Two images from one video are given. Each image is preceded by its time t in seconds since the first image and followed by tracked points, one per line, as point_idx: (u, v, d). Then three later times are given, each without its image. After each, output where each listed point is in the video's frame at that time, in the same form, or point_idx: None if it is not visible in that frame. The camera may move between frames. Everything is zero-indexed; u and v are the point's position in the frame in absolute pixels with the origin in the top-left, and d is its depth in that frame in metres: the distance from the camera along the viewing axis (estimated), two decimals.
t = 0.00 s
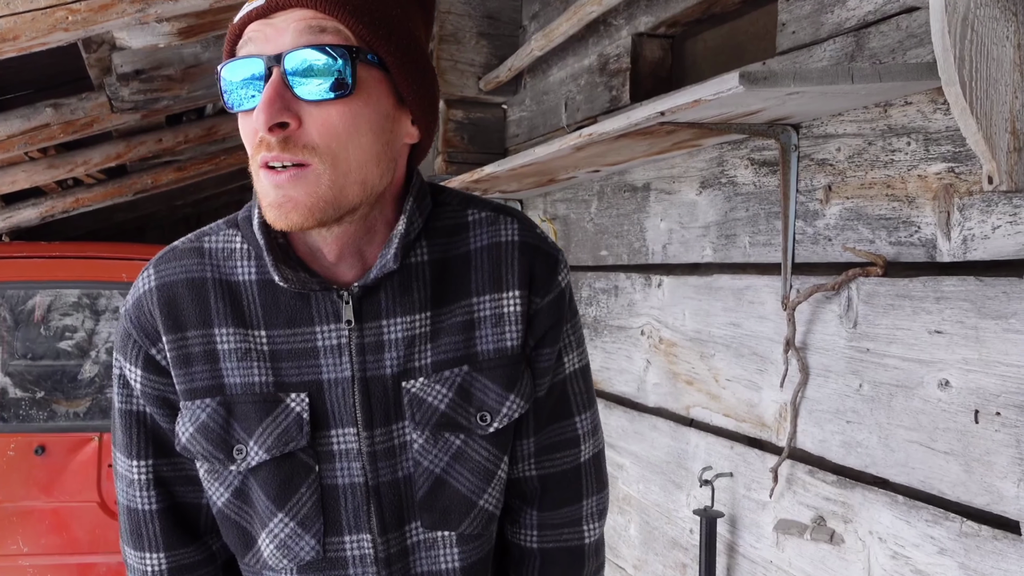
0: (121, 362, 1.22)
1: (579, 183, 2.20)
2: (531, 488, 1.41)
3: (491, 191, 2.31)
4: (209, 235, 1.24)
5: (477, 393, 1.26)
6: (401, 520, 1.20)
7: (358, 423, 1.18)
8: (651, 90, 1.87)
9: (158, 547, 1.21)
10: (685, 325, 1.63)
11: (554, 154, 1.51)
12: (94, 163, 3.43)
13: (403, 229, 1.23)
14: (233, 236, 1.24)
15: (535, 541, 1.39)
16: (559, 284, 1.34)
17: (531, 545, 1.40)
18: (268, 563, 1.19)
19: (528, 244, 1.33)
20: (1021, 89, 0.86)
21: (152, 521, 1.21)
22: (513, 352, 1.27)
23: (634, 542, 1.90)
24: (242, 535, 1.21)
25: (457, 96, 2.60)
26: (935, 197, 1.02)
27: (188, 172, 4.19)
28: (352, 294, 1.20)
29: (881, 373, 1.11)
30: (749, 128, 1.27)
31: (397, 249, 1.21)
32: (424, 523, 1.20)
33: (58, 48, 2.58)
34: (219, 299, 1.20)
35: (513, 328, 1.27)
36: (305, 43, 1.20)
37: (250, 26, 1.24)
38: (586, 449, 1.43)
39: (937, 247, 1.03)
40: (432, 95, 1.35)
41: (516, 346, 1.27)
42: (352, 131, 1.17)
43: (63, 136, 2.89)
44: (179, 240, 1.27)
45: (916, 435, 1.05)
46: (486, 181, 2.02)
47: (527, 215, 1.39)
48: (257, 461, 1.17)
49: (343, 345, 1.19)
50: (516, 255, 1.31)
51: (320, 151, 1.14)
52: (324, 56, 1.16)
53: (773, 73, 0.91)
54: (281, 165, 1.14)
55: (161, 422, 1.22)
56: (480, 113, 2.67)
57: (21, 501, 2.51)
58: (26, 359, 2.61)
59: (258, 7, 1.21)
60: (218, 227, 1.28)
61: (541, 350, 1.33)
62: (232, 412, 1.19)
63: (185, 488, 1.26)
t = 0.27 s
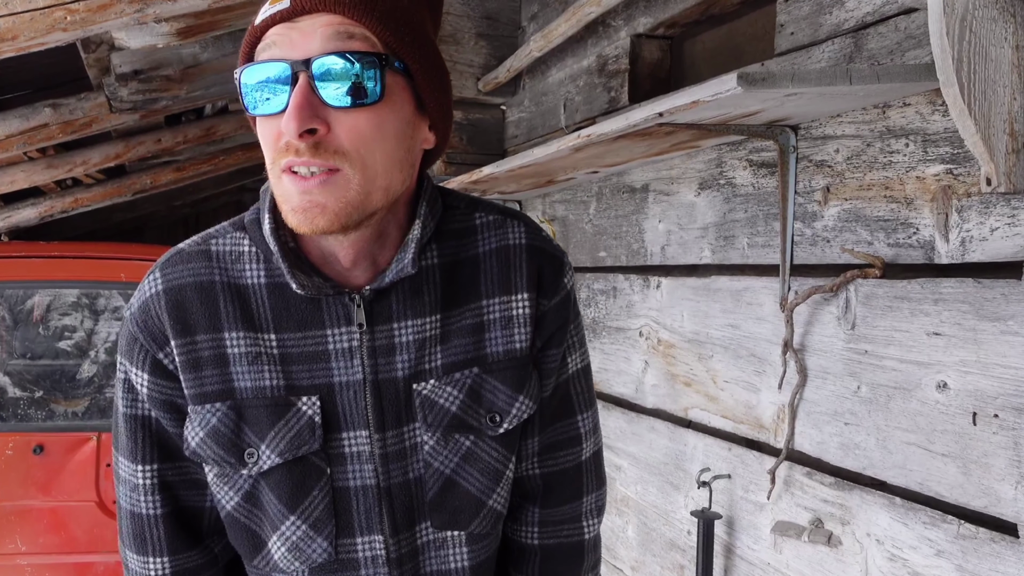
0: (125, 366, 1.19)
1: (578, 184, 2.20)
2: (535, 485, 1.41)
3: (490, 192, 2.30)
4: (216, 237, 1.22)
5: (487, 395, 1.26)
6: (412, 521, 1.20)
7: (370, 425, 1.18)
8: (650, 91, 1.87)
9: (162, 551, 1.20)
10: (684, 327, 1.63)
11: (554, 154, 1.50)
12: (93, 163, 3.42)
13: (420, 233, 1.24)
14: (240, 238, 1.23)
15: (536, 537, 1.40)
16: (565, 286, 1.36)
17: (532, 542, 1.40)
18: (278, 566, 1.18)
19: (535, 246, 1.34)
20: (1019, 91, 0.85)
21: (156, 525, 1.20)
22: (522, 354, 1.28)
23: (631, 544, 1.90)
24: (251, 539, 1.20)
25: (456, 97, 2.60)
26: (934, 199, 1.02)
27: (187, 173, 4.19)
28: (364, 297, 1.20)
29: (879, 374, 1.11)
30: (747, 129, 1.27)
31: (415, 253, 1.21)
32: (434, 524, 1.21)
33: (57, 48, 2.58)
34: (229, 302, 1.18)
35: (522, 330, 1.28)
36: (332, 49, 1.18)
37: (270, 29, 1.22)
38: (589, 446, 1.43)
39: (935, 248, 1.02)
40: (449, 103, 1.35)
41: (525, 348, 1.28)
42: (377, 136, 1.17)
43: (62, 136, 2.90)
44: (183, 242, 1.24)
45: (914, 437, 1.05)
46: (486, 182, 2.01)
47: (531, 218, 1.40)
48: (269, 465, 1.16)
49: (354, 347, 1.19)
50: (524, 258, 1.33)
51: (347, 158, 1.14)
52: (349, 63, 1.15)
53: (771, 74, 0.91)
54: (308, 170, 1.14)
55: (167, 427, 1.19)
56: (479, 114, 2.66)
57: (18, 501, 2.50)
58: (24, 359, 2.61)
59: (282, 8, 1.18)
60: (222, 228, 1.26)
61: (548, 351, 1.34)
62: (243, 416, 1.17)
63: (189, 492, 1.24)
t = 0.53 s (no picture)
0: (123, 370, 1.19)
1: (578, 184, 2.20)
2: (530, 485, 1.41)
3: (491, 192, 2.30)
4: (214, 239, 1.22)
5: (486, 395, 1.26)
6: (412, 521, 1.20)
7: (370, 427, 1.17)
8: (650, 91, 1.87)
9: (160, 555, 1.19)
10: (684, 327, 1.63)
11: (554, 154, 1.50)
12: (94, 164, 3.42)
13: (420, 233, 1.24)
14: (238, 241, 1.22)
15: (531, 537, 1.40)
16: (562, 287, 1.36)
17: (528, 541, 1.40)
18: (279, 568, 1.18)
19: (532, 247, 1.35)
20: (1019, 91, 0.86)
21: (154, 530, 1.19)
22: (520, 354, 1.28)
23: (632, 544, 1.90)
24: (251, 542, 1.20)
25: (456, 97, 2.60)
26: (934, 198, 1.02)
27: (188, 173, 4.19)
28: (364, 298, 1.20)
29: (879, 374, 1.11)
30: (748, 129, 1.27)
31: (414, 253, 1.22)
32: (433, 523, 1.21)
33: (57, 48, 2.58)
34: (227, 304, 1.18)
35: (520, 330, 1.28)
36: (340, 52, 1.18)
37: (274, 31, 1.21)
38: (584, 446, 1.43)
39: (936, 248, 1.02)
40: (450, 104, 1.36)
41: (523, 348, 1.28)
42: (384, 141, 1.18)
43: (63, 136, 2.89)
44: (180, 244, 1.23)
45: (914, 437, 1.05)
46: (486, 183, 2.01)
47: (529, 217, 1.41)
48: (269, 467, 1.16)
49: (354, 349, 1.19)
50: (522, 258, 1.33)
51: (352, 161, 1.14)
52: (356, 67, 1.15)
53: (772, 74, 0.91)
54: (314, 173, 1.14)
55: (165, 431, 1.19)
56: (479, 114, 2.66)
57: (19, 501, 2.50)
58: (26, 360, 2.60)
59: (287, 10, 1.17)
60: (220, 230, 1.25)
61: (545, 351, 1.35)
62: (242, 418, 1.17)
63: (187, 495, 1.24)
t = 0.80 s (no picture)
0: (119, 377, 1.18)
1: (579, 184, 2.20)
2: (517, 484, 1.43)
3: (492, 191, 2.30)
4: (210, 244, 1.21)
5: (482, 392, 1.27)
6: (410, 518, 1.22)
7: (373, 427, 1.18)
8: (651, 91, 1.87)
9: (158, 564, 1.19)
10: (685, 327, 1.63)
11: (555, 154, 1.50)
12: (96, 163, 3.43)
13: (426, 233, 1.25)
14: (235, 244, 1.22)
15: (519, 538, 1.41)
16: (555, 285, 1.38)
17: (514, 542, 1.41)
18: (284, 571, 1.19)
19: (525, 243, 1.37)
20: (1019, 91, 0.86)
21: (151, 539, 1.20)
22: (515, 350, 1.29)
23: (632, 543, 1.90)
24: (255, 547, 1.20)
25: (458, 96, 2.60)
26: (934, 198, 1.02)
27: (189, 172, 4.19)
28: (365, 299, 1.20)
29: (879, 374, 1.11)
30: (748, 129, 1.27)
31: (421, 253, 1.21)
32: (430, 520, 1.22)
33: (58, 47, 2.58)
34: (227, 309, 1.17)
35: (514, 326, 1.30)
36: (343, 57, 1.18)
37: (274, 35, 1.20)
38: (573, 445, 1.45)
39: (935, 248, 1.02)
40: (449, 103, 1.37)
41: (517, 344, 1.30)
42: (389, 146, 1.18)
43: (64, 135, 2.89)
44: (174, 248, 1.22)
45: (914, 437, 1.05)
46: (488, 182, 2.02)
47: (521, 214, 1.43)
48: (274, 473, 1.16)
49: (357, 350, 1.19)
50: (516, 255, 1.35)
51: (358, 168, 1.15)
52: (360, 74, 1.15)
53: (771, 73, 0.91)
54: (320, 181, 1.15)
55: (163, 438, 1.19)
56: (481, 114, 2.67)
57: (20, 501, 2.50)
58: (27, 359, 2.62)
59: (286, 15, 1.17)
60: (214, 234, 1.25)
61: (537, 346, 1.36)
62: (244, 424, 1.17)
63: (184, 503, 1.24)
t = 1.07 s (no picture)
0: (108, 383, 1.17)
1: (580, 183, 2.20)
2: (517, 482, 1.44)
3: (494, 189, 2.29)
4: (199, 245, 1.18)
5: (480, 395, 1.28)
6: (410, 522, 1.23)
7: (367, 431, 1.18)
8: (652, 89, 1.87)
9: (149, 568, 1.20)
10: (685, 326, 1.63)
11: (555, 152, 1.50)
12: (96, 162, 3.43)
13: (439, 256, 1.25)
14: (224, 246, 1.19)
15: (517, 533, 1.42)
16: (551, 285, 1.38)
17: (514, 537, 1.43)
18: None
19: (523, 245, 1.35)
20: (1019, 89, 0.86)
21: (142, 543, 1.20)
22: (514, 354, 1.30)
23: (633, 542, 1.90)
24: (247, 551, 1.20)
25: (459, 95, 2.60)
26: (935, 197, 1.02)
27: (190, 172, 4.19)
28: (359, 300, 1.20)
29: (880, 373, 1.11)
30: (748, 128, 1.28)
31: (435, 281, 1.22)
32: (430, 524, 1.23)
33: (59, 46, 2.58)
34: (216, 313, 1.15)
35: (512, 329, 1.30)
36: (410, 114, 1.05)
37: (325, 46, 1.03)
38: (570, 441, 1.45)
39: (936, 247, 1.02)
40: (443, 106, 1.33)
41: (515, 347, 1.30)
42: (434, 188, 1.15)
43: (65, 134, 2.89)
44: (162, 249, 1.19)
45: (915, 436, 1.05)
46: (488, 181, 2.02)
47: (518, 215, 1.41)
48: (266, 478, 1.16)
49: (349, 352, 1.19)
50: (514, 258, 1.33)
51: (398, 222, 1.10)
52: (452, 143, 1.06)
53: (772, 72, 0.91)
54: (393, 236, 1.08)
55: (154, 443, 1.19)
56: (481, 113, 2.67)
57: (21, 500, 2.52)
58: (28, 359, 2.61)
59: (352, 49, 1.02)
60: (202, 235, 1.22)
61: (536, 348, 1.37)
62: (236, 429, 1.16)
63: (177, 507, 1.24)
